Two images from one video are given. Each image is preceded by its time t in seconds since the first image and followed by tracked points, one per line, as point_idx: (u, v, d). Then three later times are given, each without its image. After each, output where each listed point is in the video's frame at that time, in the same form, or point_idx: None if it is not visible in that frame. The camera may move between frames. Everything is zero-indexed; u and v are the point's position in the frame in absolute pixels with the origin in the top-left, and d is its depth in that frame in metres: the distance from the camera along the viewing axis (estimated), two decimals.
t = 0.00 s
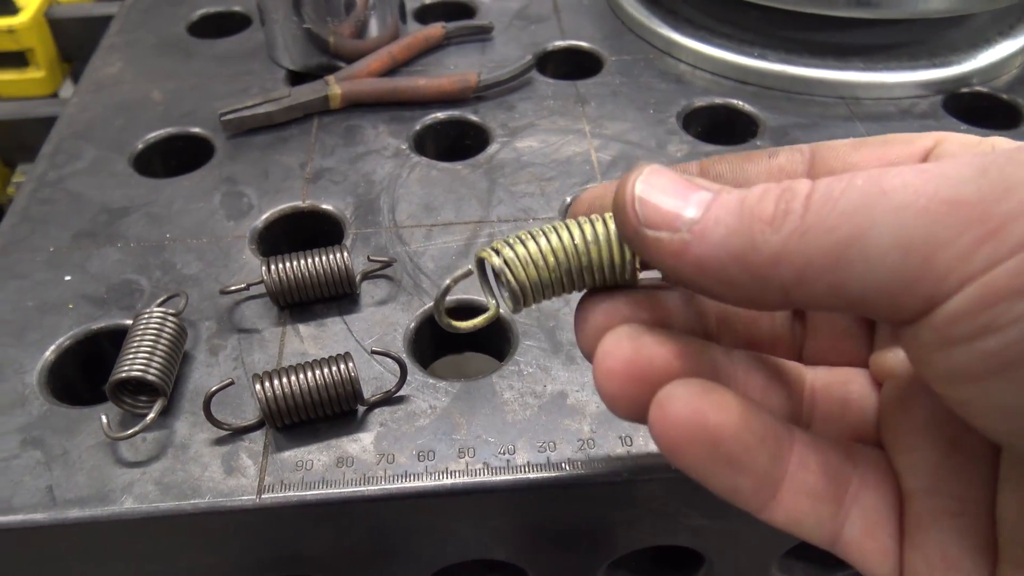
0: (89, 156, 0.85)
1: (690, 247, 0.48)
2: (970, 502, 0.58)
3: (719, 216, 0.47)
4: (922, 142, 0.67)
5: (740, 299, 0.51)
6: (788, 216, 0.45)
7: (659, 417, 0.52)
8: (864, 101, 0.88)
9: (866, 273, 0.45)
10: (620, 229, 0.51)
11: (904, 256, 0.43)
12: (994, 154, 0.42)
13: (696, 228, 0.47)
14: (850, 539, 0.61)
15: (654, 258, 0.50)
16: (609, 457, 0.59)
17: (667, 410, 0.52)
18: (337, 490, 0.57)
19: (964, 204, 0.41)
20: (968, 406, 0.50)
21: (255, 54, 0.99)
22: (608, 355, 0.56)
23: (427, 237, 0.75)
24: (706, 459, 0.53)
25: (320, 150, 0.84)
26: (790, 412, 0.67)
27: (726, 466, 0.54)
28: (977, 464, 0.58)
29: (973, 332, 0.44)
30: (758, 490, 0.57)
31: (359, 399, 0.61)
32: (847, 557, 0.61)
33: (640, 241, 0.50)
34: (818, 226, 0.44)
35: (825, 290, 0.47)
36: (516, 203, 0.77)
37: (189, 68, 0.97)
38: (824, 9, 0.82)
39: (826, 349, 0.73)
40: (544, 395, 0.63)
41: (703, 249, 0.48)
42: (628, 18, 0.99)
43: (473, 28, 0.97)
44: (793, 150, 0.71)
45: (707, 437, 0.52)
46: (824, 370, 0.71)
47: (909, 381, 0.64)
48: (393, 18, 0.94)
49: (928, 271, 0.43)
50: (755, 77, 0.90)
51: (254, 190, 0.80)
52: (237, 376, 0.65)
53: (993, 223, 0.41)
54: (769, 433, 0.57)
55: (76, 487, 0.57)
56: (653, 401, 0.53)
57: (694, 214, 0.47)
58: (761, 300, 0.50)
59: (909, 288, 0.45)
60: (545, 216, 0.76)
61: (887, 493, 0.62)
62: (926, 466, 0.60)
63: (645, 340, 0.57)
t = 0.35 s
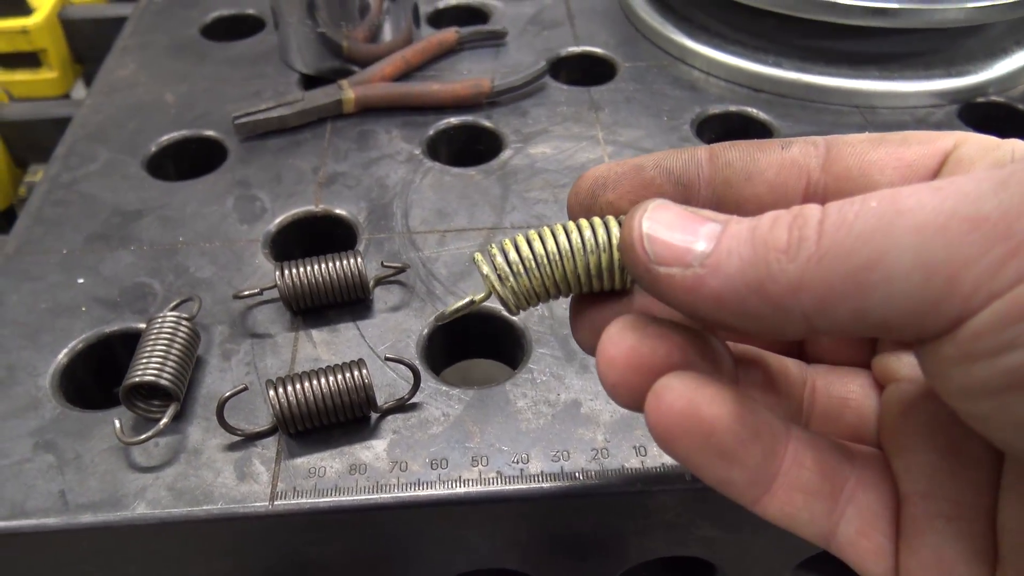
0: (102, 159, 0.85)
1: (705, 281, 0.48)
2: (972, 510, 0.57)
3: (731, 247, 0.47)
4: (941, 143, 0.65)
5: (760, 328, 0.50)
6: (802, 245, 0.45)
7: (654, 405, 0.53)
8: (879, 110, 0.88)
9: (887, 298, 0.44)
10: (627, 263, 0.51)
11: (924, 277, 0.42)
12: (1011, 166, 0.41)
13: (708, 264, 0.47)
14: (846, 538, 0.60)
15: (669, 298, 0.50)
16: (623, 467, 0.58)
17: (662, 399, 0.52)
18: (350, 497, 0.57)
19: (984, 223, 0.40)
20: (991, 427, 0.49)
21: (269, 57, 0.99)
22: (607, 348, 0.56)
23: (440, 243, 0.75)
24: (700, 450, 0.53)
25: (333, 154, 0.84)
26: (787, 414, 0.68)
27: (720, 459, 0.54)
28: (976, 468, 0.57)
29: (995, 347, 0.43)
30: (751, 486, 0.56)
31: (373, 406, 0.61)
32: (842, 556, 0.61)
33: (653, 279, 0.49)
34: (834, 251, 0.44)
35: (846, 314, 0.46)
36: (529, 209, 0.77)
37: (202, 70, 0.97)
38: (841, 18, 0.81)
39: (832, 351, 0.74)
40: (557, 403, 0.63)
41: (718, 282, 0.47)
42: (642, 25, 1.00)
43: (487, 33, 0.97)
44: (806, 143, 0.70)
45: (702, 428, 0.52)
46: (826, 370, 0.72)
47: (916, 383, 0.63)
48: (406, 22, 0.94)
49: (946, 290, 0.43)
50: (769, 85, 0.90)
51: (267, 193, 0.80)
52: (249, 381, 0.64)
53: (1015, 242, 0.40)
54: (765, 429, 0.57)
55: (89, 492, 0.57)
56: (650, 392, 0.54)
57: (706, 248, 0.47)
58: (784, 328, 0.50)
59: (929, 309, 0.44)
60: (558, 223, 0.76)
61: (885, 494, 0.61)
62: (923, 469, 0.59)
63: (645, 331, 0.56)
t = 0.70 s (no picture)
0: (106, 167, 0.84)
1: (701, 285, 0.47)
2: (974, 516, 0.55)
3: (728, 248, 0.46)
4: (939, 149, 0.65)
5: (756, 334, 0.49)
6: (800, 248, 0.44)
7: (656, 408, 0.52)
8: (888, 115, 0.87)
9: (887, 303, 0.43)
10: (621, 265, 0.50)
11: (923, 284, 0.42)
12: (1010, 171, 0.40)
13: (705, 266, 0.46)
14: (843, 545, 0.58)
15: (667, 301, 0.49)
16: (633, 479, 0.57)
17: (663, 401, 0.51)
18: (357, 511, 0.56)
19: (985, 230, 0.40)
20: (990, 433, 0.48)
21: (273, 64, 0.99)
22: (607, 348, 0.56)
23: (446, 251, 0.74)
24: (699, 455, 0.52)
25: (337, 161, 0.83)
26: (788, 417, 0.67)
27: (721, 463, 0.52)
28: (977, 472, 0.56)
29: (996, 353, 0.43)
30: (752, 493, 0.55)
31: (379, 418, 0.60)
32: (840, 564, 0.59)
33: (648, 282, 0.48)
34: (833, 256, 0.43)
35: (845, 320, 0.45)
36: (536, 216, 0.77)
37: (206, 77, 0.97)
38: (849, 22, 0.81)
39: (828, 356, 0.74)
40: (566, 415, 0.62)
41: (715, 287, 0.46)
42: (649, 30, 0.99)
43: (491, 38, 0.97)
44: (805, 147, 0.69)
45: (702, 432, 0.51)
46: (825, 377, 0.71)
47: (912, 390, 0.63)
48: (411, 27, 0.93)
49: (945, 296, 0.42)
50: (776, 89, 0.89)
51: (272, 201, 0.80)
52: (255, 393, 0.64)
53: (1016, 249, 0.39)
54: (768, 433, 0.55)
55: (93, 506, 0.56)
56: (650, 396, 0.53)
57: (702, 249, 0.46)
58: (781, 334, 0.49)
59: (927, 315, 0.43)
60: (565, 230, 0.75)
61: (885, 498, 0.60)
62: (923, 476, 0.58)
63: (649, 335, 0.56)
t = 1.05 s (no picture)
0: (109, 177, 0.84)
1: (711, 261, 0.45)
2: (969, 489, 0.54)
3: (729, 218, 0.44)
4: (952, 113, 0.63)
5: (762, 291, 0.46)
6: (801, 186, 0.40)
7: (647, 398, 0.50)
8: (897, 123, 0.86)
9: (900, 236, 0.39)
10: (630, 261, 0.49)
11: (940, 217, 0.37)
12: None
13: (710, 245, 0.44)
14: (829, 526, 0.58)
15: (687, 292, 0.47)
16: (644, 496, 0.57)
17: (652, 389, 0.50)
18: (364, 531, 0.55)
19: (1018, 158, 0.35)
20: (997, 388, 0.43)
21: (276, 72, 0.98)
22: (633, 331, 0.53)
23: (452, 263, 0.73)
24: (684, 438, 0.51)
25: (342, 172, 0.83)
26: (783, 391, 0.67)
27: (705, 445, 0.52)
28: (972, 446, 0.53)
29: (1009, 298, 0.38)
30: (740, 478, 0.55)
31: (386, 435, 0.59)
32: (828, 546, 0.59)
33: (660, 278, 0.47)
34: (838, 186, 0.39)
35: (857, 258, 0.41)
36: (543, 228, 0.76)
37: (209, 86, 0.96)
38: (858, 30, 0.80)
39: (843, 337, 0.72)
40: (575, 430, 0.61)
41: (724, 260, 0.45)
42: (654, 37, 0.98)
43: (496, 46, 0.96)
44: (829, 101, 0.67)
45: (691, 419, 0.50)
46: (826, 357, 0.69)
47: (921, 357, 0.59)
48: (415, 35, 0.93)
49: (960, 239, 0.37)
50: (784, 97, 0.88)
51: (276, 212, 0.79)
52: (260, 409, 0.63)
53: None
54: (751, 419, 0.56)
55: (97, 525, 0.56)
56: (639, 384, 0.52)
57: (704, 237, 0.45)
58: (799, 283, 0.45)
59: (938, 258, 0.39)
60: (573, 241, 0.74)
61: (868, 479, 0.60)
62: (912, 454, 0.56)
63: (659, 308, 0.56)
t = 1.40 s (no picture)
0: (109, 182, 0.84)
1: (730, 330, 0.47)
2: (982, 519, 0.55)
3: (746, 291, 0.46)
4: (954, 141, 0.60)
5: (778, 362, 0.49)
6: (809, 265, 0.43)
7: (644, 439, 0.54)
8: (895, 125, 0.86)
9: (903, 304, 0.42)
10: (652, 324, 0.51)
11: (935, 279, 0.41)
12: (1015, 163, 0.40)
13: (730, 312, 0.47)
14: (844, 552, 0.60)
15: (706, 355, 0.49)
16: (643, 498, 0.57)
17: (650, 429, 0.54)
18: (365, 533, 0.55)
19: (996, 217, 0.39)
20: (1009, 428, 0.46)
21: (275, 76, 0.98)
22: (618, 351, 0.59)
23: (452, 266, 0.74)
24: (692, 480, 0.54)
25: (342, 175, 0.83)
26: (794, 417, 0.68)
27: (712, 484, 0.54)
28: (983, 476, 0.55)
29: (1009, 344, 0.41)
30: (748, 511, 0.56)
31: (387, 438, 0.59)
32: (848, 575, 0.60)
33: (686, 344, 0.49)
34: (840, 264, 0.42)
35: (868, 327, 0.44)
36: (543, 231, 0.76)
37: (209, 90, 0.96)
38: (855, 32, 0.80)
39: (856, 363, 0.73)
40: (575, 433, 0.61)
41: (743, 327, 0.47)
42: (653, 40, 0.99)
43: (495, 49, 0.97)
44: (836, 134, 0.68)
45: (690, 457, 0.54)
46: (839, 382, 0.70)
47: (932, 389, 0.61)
48: (414, 39, 0.93)
49: (958, 293, 0.41)
50: (782, 100, 0.89)
51: (275, 216, 0.79)
52: (260, 413, 0.63)
53: None
54: (752, 455, 0.59)
55: (98, 529, 0.56)
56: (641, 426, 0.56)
57: (724, 302, 0.47)
58: (812, 355, 0.48)
59: (942, 312, 0.42)
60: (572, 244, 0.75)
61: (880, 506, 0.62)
62: (920, 481, 0.58)
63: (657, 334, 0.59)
